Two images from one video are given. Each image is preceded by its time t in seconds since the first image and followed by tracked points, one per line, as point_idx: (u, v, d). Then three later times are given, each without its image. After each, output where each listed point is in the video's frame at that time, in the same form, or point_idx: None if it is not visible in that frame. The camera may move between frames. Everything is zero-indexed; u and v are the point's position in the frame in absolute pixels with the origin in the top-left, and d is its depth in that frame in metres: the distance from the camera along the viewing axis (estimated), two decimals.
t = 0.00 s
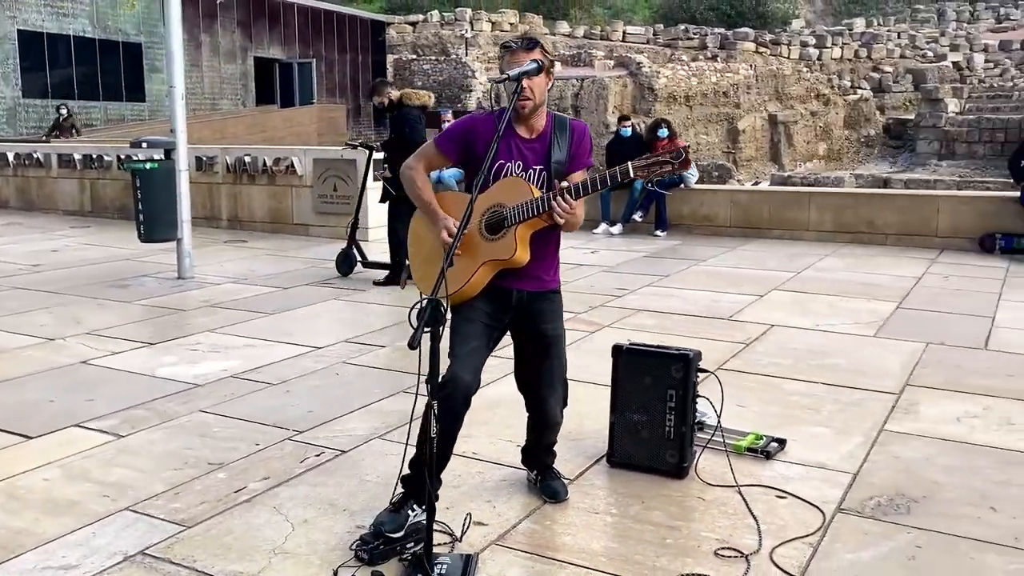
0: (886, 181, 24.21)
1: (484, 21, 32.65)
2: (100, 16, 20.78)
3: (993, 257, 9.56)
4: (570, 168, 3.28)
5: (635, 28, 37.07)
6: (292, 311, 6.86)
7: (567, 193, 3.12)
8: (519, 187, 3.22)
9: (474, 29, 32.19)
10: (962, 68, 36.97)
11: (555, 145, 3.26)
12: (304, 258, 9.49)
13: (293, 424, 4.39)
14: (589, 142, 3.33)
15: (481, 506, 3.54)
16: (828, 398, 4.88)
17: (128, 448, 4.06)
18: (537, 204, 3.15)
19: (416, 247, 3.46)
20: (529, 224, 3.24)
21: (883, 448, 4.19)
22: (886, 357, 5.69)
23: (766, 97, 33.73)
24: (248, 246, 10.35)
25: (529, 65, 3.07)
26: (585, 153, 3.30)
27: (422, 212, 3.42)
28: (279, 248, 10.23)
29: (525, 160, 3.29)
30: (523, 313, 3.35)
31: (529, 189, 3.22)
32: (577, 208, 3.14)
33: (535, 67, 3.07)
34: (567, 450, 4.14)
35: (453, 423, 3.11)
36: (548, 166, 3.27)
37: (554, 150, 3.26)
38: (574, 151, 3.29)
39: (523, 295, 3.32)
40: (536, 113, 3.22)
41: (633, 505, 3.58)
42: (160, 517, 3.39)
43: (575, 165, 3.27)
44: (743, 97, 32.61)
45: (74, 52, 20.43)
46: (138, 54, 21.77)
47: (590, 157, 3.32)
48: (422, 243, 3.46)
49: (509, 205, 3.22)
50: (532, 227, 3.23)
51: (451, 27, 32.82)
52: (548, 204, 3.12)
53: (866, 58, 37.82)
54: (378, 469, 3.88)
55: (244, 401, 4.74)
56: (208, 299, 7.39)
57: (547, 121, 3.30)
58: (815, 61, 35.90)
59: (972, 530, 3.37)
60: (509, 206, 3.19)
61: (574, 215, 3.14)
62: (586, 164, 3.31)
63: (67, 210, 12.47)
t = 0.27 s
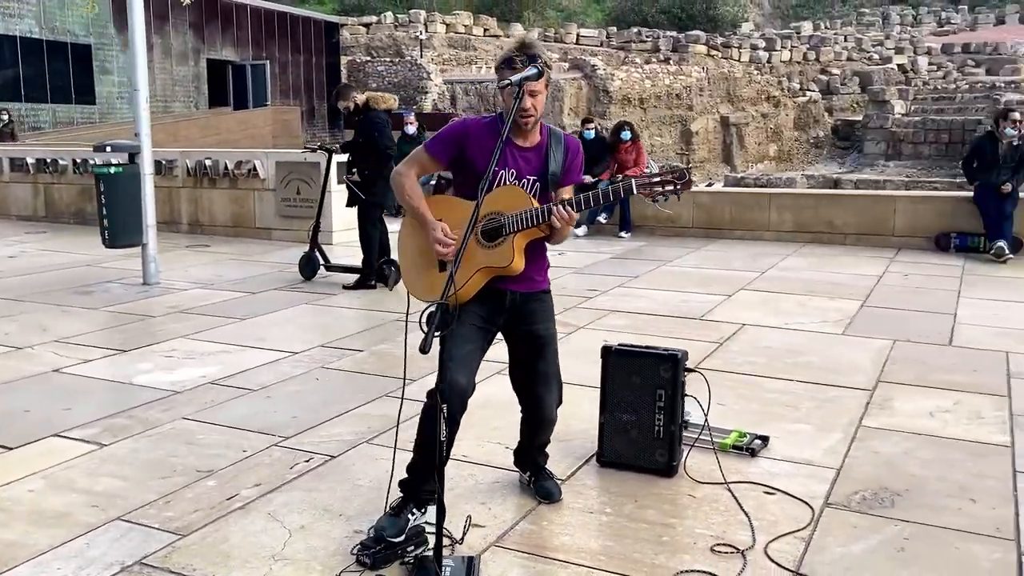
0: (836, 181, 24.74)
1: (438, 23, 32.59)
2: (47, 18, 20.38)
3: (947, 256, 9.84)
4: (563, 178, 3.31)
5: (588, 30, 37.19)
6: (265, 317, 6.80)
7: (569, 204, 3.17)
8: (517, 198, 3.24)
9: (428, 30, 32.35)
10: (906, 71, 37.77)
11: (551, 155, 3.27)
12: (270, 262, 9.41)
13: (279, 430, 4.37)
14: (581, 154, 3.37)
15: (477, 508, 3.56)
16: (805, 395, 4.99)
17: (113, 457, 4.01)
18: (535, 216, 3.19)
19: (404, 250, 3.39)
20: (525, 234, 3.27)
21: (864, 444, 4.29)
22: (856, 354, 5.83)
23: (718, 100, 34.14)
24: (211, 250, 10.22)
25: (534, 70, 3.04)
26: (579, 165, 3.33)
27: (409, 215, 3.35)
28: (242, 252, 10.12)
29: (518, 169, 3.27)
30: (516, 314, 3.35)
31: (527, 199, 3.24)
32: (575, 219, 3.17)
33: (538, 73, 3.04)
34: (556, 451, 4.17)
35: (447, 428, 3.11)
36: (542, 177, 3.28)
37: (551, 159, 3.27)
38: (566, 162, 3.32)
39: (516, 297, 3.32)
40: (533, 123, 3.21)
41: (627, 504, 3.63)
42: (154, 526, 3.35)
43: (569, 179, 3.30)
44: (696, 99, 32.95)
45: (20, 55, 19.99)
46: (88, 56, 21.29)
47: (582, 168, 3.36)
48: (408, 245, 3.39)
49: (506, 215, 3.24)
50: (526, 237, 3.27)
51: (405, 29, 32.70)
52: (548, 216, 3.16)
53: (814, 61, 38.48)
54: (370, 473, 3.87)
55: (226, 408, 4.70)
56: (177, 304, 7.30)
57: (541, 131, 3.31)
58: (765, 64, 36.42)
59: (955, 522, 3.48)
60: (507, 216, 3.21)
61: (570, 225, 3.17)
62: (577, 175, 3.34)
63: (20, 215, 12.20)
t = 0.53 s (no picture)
0: (790, 181, 25.09)
1: (392, 24, 32.35)
2: None
3: (905, 254, 10.08)
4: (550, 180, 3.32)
5: (541, 33, 37.11)
6: (236, 322, 6.74)
7: (560, 201, 3.16)
8: (508, 197, 3.19)
9: (383, 31, 31.84)
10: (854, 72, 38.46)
11: (537, 158, 3.29)
12: (235, 266, 9.30)
13: (264, 434, 4.34)
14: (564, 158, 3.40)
15: (471, 509, 3.58)
16: (782, 391, 5.08)
17: (96, 465, 3.95)
18: (527, 214, 3.15)
19: (389, 252, 3.28)
20: (516, 233, 3.23)
21: (842, 438, 4.39)
22: (827, 350, 5.95)
23: (672, 102, 34.24)
24: (173, 254, 10.07)
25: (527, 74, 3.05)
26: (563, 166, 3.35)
27: (398, 220, 3.26)
28: (205, 256, 9.97)
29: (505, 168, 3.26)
30: (509, 318, 3.34)
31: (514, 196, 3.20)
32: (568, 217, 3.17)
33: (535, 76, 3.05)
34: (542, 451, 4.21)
35: (442, 431, 3.10)
36: (529, 177, 3.28)
37: (537, 163, 3.28)
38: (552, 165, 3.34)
39: (510, 300, 3.30)
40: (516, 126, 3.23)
41: (618, 501, 3.67)
42: (146, 534, 3.31)
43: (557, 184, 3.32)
44: (650, 101, 33.13)
45: None
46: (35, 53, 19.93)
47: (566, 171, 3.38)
48: (395, 248, 3.28)
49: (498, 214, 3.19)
50: (518, 236, 3.23)
51: (359, 29, 32.42)
52: (540, 213, 3.14)
53: (764, 63, 38.97)
54: (360, 476, 3.87)
55: (207, 413, 4.65)
56: (144, 309, 7.19)
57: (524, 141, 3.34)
58: (717, 65, 36.78)
59: (938, 512, 3.58)
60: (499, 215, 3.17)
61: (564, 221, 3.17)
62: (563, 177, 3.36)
63: None
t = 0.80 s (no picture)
0: (743, 181, 25.41)
1: (345, 24, 32.05)
2: None
3: (863, 251, 10.26)
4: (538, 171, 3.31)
5: (495, 34, 37.05)
6: (203, 325, 6.63)
7: (549, 196, 3.11)
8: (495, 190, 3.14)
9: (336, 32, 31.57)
10: (803, 74, 39.04)
11: (522, 148, 3.28)
12: (197, 268, 9.15)
13: (244, 439, 4.27)
14: (552, 147, 3.39)
15: (462, 509, 3.57)
16: (758, 386, 5.14)
17: (72, 473, 3.86)
18: (515, 208, 3.11)
19: (382, 254, 3.28)
20: (507, 227, 3.20)
21: (820, 432, 4.46)
22: (798, 346, 6.04)
23: (627, 103, 34.33)
24: (131, 258, 9.88)
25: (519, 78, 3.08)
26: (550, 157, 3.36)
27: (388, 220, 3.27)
28: (165, 259, 9.81)
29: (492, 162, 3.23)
30: (499, 316, 3.32)
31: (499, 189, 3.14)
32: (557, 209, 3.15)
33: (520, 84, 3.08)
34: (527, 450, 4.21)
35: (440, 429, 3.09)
36: (517, 167, 3.28)
37: (523, 151, 3.27)
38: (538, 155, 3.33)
39: (501, 297, 3.28)
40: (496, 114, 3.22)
41: (608, 499, 3.68)
42: (132, 541, 3.25)
43: (544, 167, 3.34)
44: (605, 101, 33.20)
45: None
46: None
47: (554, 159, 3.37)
48: (388, 249, 3.29)
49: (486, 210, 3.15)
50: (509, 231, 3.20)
51: (311, 30, 32.14)
52: (529, 207, 3.10)
53: (716, 64, 39.37)
54: (345, 478, 3.83)
55: (184, 418, 4.57)
56: (106, 314, 7.04)
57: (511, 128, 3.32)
58: (670, 67, 37.08)
59: (920, 503, 3.65)
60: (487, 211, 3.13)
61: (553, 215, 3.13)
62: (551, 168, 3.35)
63: None
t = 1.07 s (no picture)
0: (699, 181, 25.63)
1: (298, 24, 31.68)
2: None
3: (825, 249, 10.40)
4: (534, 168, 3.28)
5: (450, 34, 36.90)
6: (172, 330, 6.49)
7: (546, 191, 3.11)
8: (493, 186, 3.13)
9: (289, 31, 31.44)
10: (755, 75, 39.51)
11: (518, 144, 3.25)
12: (160, 272, 8.97)
13: (226, 446, 4.19)
14: (546, 142, 3.35)
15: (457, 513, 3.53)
16: (739, 384, 5.17)
17: (52, 484, 3.75)
18: (515, 206, 3.10)
19: (379, 253, 3.24)
20: (504, 226, 3.17)
21: (805, 429, 4.50)
22: (774, 343, 6.09)
23: (583, 104, 34.18)
24: (91, 262, 9.66)
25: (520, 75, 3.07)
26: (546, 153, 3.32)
27: (385, 219, 3.23)
28: (125, 263, 9.59)
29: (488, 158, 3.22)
30: (495, 314, 3.26)
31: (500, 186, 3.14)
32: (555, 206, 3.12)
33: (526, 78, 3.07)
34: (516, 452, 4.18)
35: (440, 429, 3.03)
36: (513, 164, 3.24)
37: (520, 147, 3.24)
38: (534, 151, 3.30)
39: (496, 295, 3.23)
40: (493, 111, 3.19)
41: (603, 500, 3.67)
42: (122, 553, 3.16)
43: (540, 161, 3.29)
44: (561, 102, 33.25)
45: None
46: None
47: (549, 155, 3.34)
48: (383, 247, 3.24)
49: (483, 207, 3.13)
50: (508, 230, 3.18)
51: (264, 30, 31.73)
52: (529, 205, 3.08)
53: (669, 65, 39.66)
54: (335, 484, 3.77)
55: (162, 426, 4.47)
56: (70, 319, 6.87)
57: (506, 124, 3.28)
58: (625, 68, 37.26)
59: (911, 497, 3.69)
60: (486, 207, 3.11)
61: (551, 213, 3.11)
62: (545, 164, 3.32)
63: None
